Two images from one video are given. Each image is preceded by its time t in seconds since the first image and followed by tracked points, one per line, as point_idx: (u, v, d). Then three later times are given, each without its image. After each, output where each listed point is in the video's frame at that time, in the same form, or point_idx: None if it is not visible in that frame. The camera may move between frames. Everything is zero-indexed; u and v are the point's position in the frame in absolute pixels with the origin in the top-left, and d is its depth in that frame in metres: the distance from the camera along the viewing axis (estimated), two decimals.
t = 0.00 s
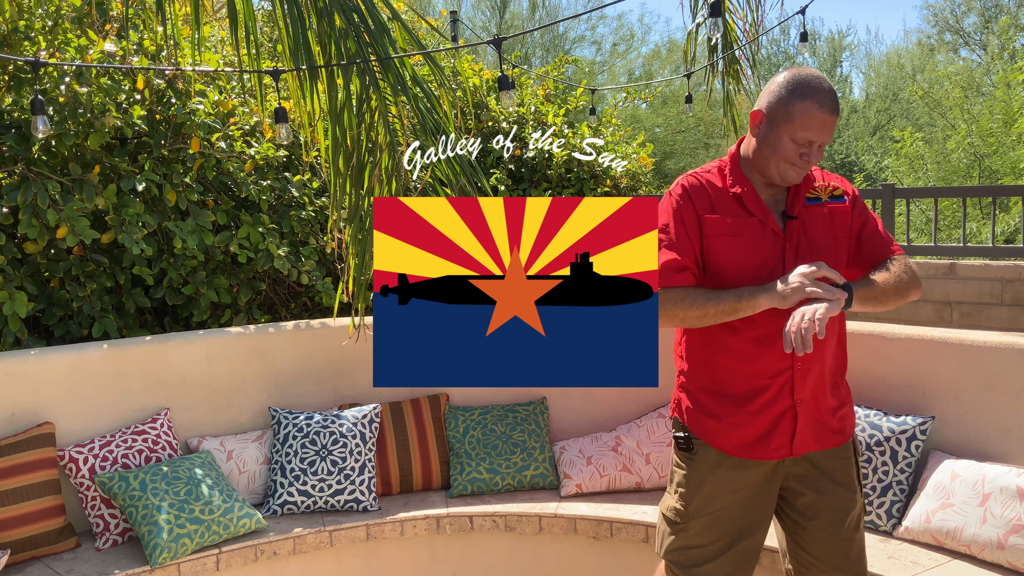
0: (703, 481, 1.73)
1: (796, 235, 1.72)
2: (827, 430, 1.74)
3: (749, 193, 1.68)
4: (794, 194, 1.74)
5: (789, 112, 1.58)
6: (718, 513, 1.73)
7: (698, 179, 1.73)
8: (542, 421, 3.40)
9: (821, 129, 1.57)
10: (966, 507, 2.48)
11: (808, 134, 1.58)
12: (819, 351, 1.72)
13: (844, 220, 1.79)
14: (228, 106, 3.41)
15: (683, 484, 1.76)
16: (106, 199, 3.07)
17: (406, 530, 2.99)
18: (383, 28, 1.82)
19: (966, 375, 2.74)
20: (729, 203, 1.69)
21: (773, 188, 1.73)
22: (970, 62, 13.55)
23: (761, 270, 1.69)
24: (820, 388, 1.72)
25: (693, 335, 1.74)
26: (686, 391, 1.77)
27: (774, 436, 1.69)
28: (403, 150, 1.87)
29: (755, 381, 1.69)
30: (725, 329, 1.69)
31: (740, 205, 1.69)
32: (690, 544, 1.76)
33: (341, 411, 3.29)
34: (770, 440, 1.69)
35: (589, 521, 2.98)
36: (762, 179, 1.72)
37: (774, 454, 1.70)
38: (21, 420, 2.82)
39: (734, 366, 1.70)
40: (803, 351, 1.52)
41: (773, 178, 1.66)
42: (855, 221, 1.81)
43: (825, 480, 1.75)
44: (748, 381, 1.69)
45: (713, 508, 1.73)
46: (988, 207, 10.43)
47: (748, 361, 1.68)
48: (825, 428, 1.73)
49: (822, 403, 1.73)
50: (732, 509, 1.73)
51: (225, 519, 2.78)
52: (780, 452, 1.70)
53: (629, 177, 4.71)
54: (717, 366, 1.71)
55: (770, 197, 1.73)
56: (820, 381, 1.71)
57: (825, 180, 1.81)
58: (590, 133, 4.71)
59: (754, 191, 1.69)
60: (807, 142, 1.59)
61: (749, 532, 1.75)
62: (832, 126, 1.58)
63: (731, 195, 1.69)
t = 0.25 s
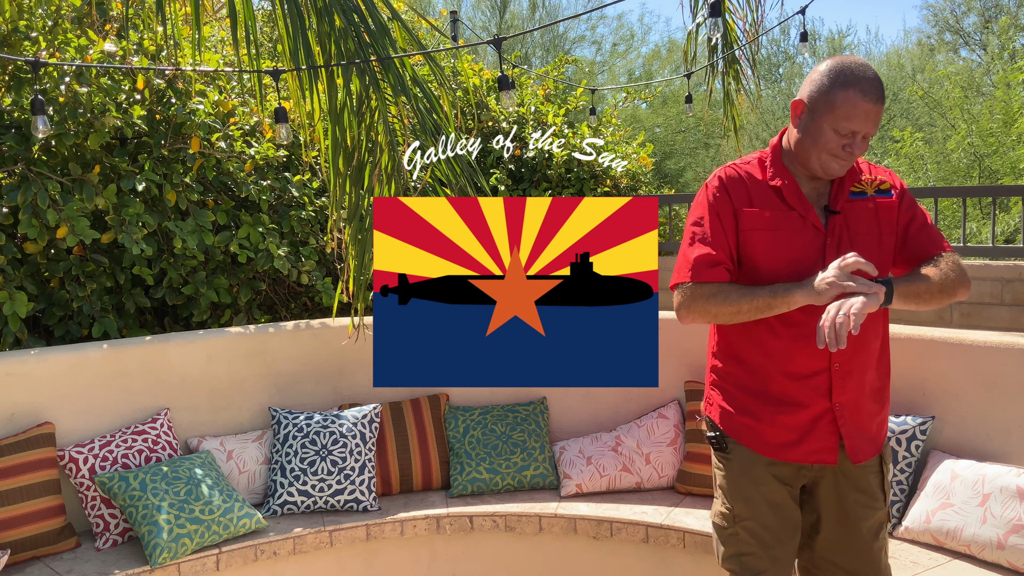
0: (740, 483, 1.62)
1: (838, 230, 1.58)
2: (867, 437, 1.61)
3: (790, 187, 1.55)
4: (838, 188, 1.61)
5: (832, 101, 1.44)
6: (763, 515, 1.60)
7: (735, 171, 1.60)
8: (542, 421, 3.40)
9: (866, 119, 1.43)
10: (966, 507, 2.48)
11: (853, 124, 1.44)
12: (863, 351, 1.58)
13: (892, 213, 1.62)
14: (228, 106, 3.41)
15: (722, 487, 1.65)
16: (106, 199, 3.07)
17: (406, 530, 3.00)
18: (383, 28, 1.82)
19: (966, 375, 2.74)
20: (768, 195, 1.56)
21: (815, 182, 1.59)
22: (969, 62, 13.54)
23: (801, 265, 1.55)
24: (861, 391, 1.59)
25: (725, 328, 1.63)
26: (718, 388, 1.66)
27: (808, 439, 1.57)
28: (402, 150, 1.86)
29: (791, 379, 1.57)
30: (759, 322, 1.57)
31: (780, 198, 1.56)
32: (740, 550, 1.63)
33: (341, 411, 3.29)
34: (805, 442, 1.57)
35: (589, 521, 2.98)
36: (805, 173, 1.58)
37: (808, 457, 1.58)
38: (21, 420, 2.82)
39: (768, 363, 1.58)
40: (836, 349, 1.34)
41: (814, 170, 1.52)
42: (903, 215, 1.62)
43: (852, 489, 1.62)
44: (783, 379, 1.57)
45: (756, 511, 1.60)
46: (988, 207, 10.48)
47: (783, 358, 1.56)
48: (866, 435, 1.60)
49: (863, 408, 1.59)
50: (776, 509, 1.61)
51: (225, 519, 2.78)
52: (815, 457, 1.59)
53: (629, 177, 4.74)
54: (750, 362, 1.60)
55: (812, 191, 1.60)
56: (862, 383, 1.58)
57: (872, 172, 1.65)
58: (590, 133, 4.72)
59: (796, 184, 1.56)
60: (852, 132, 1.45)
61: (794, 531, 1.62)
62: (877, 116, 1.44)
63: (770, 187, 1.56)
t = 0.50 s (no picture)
0: (753, 489, 1.58)
1: (851, 235, 1.53)
2: (879, 447, 1.55)
3: (802, 190, 1.51)
4: (852, 190, 1.56)
5: (846, 103, 1.39)
6: (778, 522, 1.56)
7: (747, 173, 1.56)
8: (542, 421, 3.40)
9: (882, 123, 1.38)
10: (966, 508, 2.48)
11: (868, 127, 1.39)
12: (877, 360, 1.52)
13: (908, 217, 1.57)
14: (228, 106, 3.41)
15: (739, 493, 1.62)
16: (106, 199, 3.07)
17: (406, 530, 3.00)
18: (383, 28, 1.81)
19: (966, 375, 2.74)
20: (780, 198, 1.52)
21: (828, 185, 1.54)
22: (970, 62, 13.52)
23: (813, 271, 1.50)
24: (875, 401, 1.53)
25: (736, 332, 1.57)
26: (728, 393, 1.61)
27: (819, 448, 1.52)
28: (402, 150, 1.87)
29: (802, 388, 1.51)
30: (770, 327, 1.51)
31: (792, 201, 1.51)
32: (760, 557, 1.59)
33: (341, 411, 3.28)
34: (815, 453, 1.52)
35: (589, 521, 2.98)
36: (817, 175, 1.54)
37: (818, 467, 1.53)
38: (21, 420, 2.82)
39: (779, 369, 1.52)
40: (848, 357, 1.28)
41: (828, 173, 1.47)
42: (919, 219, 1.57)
43: (863, 500, 1.57)
44: (794, 387, 1.51)
45: (771, 518, 1.57)
46: (988, 206, 10.46)
47: (795, 365, 1.50)
48: (879, 446, 1.55)
49: (875, 419, 1.53)
50: (792, 516, 1.56)
51: (225, 519, 2.78)
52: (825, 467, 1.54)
53: (629, 177, 4.71)
54: (760, 368, 1.55)
55: (824, 194, 1.56)
56: (876, 392, 1.53)
57: (887, 174, 1.60)
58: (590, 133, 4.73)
59: (809, 187, 1.52)
60: (868, 135, 1.40)
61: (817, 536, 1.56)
62: (894, 119, 1.39)
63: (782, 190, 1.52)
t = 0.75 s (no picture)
0: (757, 505, 1.52)
1: (855, 237, 1.51)
2: (890, 457, 1.51)
3: (802, 192, 1.48)
4: (853, 189, 1.54)
5: (847, 101, 1.36)
6: (780, 539, 1.50)
7: (744, 175, 1.52)
8: (542, 421, 3.40)
9: (884, 122, 1.36)
10: (966, 508, 2.47)
11: (870, 126, 1.36)
12: (885, 367, 1.48)
13: (912, 216, 1.56)
14: (229, 106, 3.41)
15: (736, 508, 1.56)
16: (107, 199, 3.07)
17: (406, 530, 2.99)
18: (383, 28, 1.80)
19: (966, 375, 2.74)
20: (779, 202, 1.48)
21: (829, 186, 1.52)
22: (970, 62, 13.51)
23: (818, 277, 1.48)
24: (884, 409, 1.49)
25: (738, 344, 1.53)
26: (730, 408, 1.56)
27: (829, 461, 1.48)
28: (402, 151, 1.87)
29: (810, 399, 1.47)
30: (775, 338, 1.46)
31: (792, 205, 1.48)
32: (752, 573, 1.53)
33: (341, 411, 3.28)
34: (826, 466, 1.48)
35: (589, 521, 2.98)
36: (816, 176, 1.51)
37: (829, 482, 1.48)
38: (21, 420, 2.82)
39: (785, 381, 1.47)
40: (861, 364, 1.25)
41: (828, 174, 1.45)
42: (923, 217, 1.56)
43: (876, 507, 1.51)
44: (801, 399, 1.47)
45: (772, 535, 1.50)
46: (988, 207, 10.46)
47: (801, 376, 1.46)
48: (889, 455, 1.50)
49: (885, 428, 1.49)
50: (794, 533, 1.50)
51: (225, 519, 2.78)
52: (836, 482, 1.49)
53: (628, 176, 4.77)
54: (765, 381, 1.50)
55: (825, 194, 1.53)
56: (885, 401, 1.49)
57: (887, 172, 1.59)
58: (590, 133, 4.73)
59: (809, 189, 1.48)
60: (869, 135, 1.37)
61: (821, 551, 1.51)
62: (896, 117, 1.37)
63: (782, 193, 1.49)
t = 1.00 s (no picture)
0: (763, 518, 1.56)
1: (872, 237, 1.52)
2: (908, 465, 1.53)
3: (817, 191, 1.49)
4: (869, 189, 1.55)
5: (867, 99, 1.38)
6: (783, 550, 1.55)
7: (757, 174, 1.53)
8: (541, 421, 3.40)
9: (902, 118, 1.38)
10: (966, 508, 2.47)
11: (890, 123, 1.39)
12: (900, 376, 1.51)
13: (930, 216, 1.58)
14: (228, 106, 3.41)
15: (738, 519, 1.61)
16: (106, 199, 3.06)
17: (406, 530, 2.99)
18: (384, 28, 1.61)
19: (966, 375, 2.74)
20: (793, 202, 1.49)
21: (844, 184, 1.53)
22: (970, 62, 13.49)
23: (835, 284, 1.48)
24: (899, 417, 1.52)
25: (752, 353, 1.56)
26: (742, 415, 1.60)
27: (846, 469, 1.51)
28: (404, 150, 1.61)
29: (825, 407, 1.50)
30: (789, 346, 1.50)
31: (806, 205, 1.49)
32: None
33: (341, 411, 3.28)
34: (842, 474, 1.51)
35: (589, 521, 2.98)
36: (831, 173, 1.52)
37: (848, 490, 1.51)
38: (21, 420, 2.83)
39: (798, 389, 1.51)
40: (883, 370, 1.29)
41: (844, 172, 1.47)
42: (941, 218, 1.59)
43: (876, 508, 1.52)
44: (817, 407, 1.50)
45: (775, 546, 1.55)
46: (988, 207, 10.47)
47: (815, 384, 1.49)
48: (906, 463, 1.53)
49: (901, 435, 1.52)
50: (798, 546, 1.55)
51: (225, 519, 2.77)
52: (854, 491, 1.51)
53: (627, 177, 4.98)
54: (779, 390, 1.54)
55: (840, 192, 1.54)
56: (900, 407, 1.52)
57: (904, 170, 1.61)
58: (590, 133, 4.73)
59: (823, 188, 1.49)
60: (888, 132, 1.40)
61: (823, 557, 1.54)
62: (915, 112, 1.39)
63: (796, 193, 1.50)
